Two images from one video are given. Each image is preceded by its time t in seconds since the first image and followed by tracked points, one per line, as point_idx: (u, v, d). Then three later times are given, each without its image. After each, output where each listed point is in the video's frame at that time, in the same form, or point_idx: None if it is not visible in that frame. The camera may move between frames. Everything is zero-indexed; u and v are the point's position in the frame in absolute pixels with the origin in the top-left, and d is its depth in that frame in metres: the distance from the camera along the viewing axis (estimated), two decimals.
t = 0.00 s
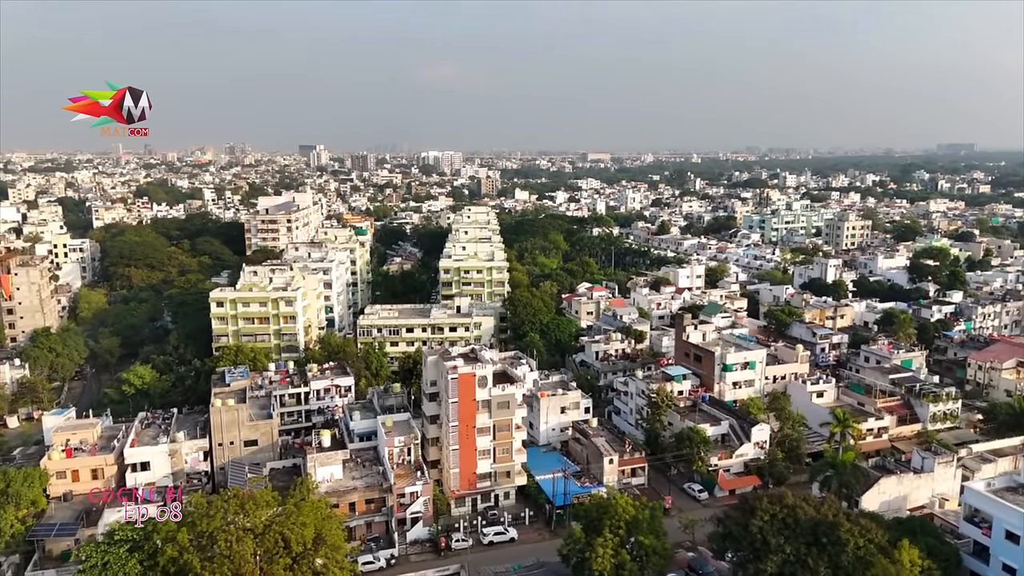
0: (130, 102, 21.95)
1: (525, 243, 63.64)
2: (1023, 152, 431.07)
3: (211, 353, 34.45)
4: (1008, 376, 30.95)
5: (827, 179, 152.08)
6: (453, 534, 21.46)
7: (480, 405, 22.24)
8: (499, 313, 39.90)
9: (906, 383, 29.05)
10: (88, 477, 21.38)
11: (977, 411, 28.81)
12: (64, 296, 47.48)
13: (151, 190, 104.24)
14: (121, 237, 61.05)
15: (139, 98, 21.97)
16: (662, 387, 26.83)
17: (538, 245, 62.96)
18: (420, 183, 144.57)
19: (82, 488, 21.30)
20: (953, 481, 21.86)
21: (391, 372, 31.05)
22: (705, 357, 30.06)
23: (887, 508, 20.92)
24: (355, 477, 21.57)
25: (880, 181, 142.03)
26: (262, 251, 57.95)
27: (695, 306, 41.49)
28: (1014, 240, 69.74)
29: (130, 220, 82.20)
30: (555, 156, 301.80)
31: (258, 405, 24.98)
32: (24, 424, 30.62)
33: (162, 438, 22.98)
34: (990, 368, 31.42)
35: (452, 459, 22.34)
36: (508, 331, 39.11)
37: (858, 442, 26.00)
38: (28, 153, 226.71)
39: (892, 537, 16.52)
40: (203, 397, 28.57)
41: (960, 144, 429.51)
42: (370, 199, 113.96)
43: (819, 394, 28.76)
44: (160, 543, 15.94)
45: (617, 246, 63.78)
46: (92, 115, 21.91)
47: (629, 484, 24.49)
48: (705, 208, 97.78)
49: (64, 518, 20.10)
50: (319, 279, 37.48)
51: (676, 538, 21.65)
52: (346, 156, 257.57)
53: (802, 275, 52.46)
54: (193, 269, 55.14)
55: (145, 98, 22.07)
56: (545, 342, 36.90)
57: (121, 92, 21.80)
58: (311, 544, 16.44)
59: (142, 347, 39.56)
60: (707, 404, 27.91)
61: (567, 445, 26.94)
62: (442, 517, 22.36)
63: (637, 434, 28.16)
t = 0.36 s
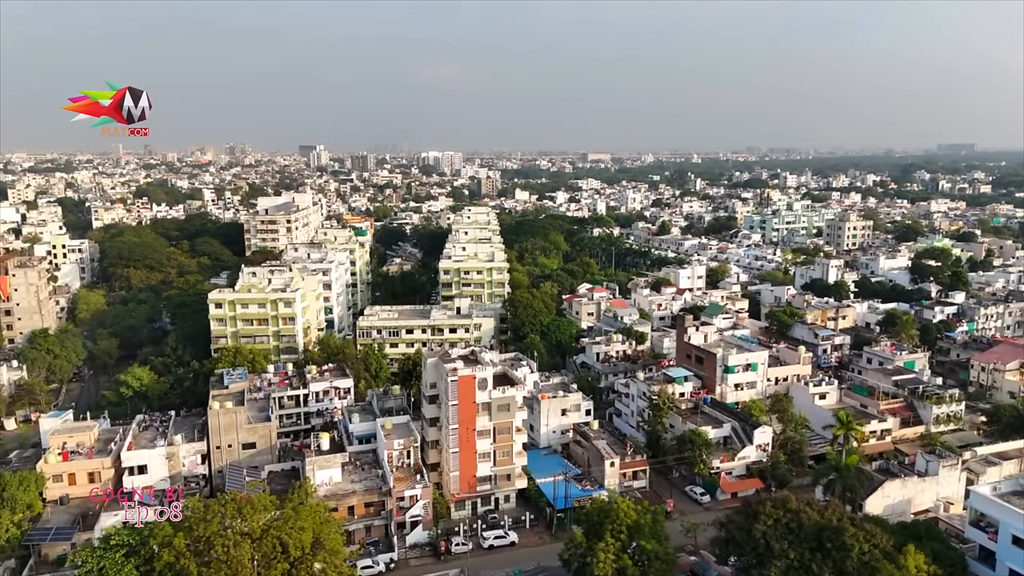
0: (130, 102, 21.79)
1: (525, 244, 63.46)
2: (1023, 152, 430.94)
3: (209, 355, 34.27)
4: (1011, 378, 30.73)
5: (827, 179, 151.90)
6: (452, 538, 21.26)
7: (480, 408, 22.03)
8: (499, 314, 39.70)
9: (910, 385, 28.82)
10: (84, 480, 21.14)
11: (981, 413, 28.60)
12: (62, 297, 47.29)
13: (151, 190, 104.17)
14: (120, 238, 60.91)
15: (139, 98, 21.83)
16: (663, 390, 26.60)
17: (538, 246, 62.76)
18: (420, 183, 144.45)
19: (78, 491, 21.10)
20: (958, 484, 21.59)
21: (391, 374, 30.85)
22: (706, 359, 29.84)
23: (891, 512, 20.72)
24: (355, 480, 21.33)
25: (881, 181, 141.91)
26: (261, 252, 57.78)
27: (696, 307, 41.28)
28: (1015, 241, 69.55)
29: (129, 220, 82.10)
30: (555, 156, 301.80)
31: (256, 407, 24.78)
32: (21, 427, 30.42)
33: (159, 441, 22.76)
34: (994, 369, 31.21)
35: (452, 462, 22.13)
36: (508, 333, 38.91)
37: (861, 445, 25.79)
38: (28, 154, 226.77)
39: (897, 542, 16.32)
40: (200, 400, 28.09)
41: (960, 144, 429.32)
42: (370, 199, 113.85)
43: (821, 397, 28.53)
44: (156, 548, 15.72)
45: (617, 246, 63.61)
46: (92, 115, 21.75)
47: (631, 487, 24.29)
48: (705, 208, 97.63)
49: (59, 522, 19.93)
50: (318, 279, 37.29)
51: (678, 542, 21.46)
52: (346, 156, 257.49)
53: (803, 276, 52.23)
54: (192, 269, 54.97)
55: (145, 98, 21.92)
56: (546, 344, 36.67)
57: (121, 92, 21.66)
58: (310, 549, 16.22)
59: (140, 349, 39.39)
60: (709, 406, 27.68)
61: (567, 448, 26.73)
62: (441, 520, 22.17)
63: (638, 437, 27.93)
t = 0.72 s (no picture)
0: (130, 102, 21.89)
1: (524, 244, 63.42)
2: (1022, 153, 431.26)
3: (208, 355, 34.18)
4: (1011, 378, 30.65)
5: (827, 179, 151.95)
6: (451, 539, 21.20)
7: (479, 408, 21.94)
8: (499, 314, 39.63)
9: (909, 385, 28.75)
10: (82, 482, 21.06)
11: (981, 414, 28.52)
12: (61, 298, 47.20)
13: (150, 190, 104.16)
14: (119, 238, 60.85)
15: (139, 98, 21.96)
16: (662, 390, 26.53)
17: (538, 246, 62.71)
18: (419, 183, 144.43)
19: (76, 493, 21.02)
20: (959, 486, 21.53)
21: (389, 375, 30.78)
22: (706, 360, 29.76)
23: (892, 513, 20.64)
24: (354, 481, 21.22)
25: (880, 181, 141.93)
26: (260, 252, 57.70)
27: (696, 307, 41.21)
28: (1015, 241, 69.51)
29: (128, 220, 82.06)
30: (554, 156, 301.86)
31: (254, 408, 24.71)
32: (18, 428, 30.33)
33: (157, 442, 22.61)
34: (994, 369, 31.13)
35: (451, 463, 22.04)
36: (508, 333, 38.84)
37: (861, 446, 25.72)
38: (27, 154, 226.80)
39: (898, 544, 16.24)
40: (198, 401, 28.01)
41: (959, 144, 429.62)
42: (369, 199, 113.81)
43: (821, 397, 28.45)
44: (153, 550, 15.61)
45: (616, 246, 63.58)
46: (92, 115, 21.85)
47: (630, 488, 24.21)
48: (705, 208, 97.61)
49: (56, 524, 19.84)
50: (317, 279, 37.26)
51: (678, 543, 21.39)
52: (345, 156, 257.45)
53: (803, 276, 52.16)
54: (191, 270, 54.89)
55: (145, 98, 22.03)
56: (545, 344, 36.57)
57: (121, 92, 21.76)
58: (308, 551, 16.11)
59: (138, 349, 39.31)
60: (708, 406, 27.61)
61: (567, 448, 26.65)
62: (440, 522, 22.08)
63: (638, 437, 27.86)
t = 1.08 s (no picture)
0: (130, 102, 21.84)
1: (519, 244, 63.41)
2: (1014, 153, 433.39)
3: (202, 356, 34.08)
4: (1004, 377, 30.79)
5: (820, 179, 152.43)
6: (446, 540, 21.11)
7: (474, 409, 21.92)
8: (494, 315, 39.62)
9: (903, 384, 28.86)
10: (75, 483, 20.98)
11: (974, 413, 28.63)
12: (53, 299, 46.97)
13: (143, 191, 103.83)
14: (112, 239, 60.61)
15: (139, 98, 21.95)
16: (657, 390, 26.56)
17: (532, 246, 62.70)
18: (414, 183, 144.32)
19: (69, 494, 20.92)
20: (952, 485, 21.61)
21: (384, 376, 30.72)
22: (701, 359, 29.80)
23: (886, 513, 20.70)
24: (348, 482, 21.16)
25: (874, 181, 142.40)
26: (254, 253, 57.54)
27: (690, 307, 41.28)
28: (1008, 240, 69.80)
29: (122, 220, 81.74)
30: (549, 156, 302.02)
31: (248, 409, 24.66)
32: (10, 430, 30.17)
33: (151, 443, 22.50)
34: (987, 368, 31.26)
35: (446, 463, 22.02)
36: (502, 333, 38.82)
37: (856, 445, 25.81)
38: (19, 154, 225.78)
39: (892, 543, 16.27)
40: (192, 402, 27.95)
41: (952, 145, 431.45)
42: (364, 199, 113.65)
43: (815, 396, 28.52)
44: (147, 552, 15.52)
45: (611, 246, 63.61)
46: (92, 115, 21.79)
47: (626, 488, 24.20)
48: (699, 208, 97.78)
49: (49, 526, 19.72)
50: (311, 279, 37.17)
51: (673, 543, 21.39)
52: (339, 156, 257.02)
53: (797, 276, 52.27)
54: (185, 270, 54.71)
55: (144, 98, 22.02)
56: (540, 344, 36.56)
57: (121, 92, 21.70)
58: (302, 552, 16.04)
59: (132, 350, 39.16)
60: (703, 406, 27.64)
61: (562, 449, 26.65)
62: (435, 523, 22.06)
63: (633, 438, 27.87)
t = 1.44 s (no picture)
0: (130, 102, 21.59)
1: (511, 244, 63.37)
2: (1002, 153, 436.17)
3: (193, 357, 33.93)
4: (994, 375, 31.00)
5: (811, 179, 152.91)
6: (439, 540, 21.12)
7: (466, 409, 21.90)
8: (486, 315, 39.59)
9: (894, 382, 29.01)
10: (65, 485, 20.84)
11: (964, 411, 28.82)
12: (42, 300, 46.65)
13: (133, 190, 103.28)
14: (102, 239, 60.24)
15: (139, 98, 21.68)
16: (650, 389, 26.58)
17: (525, 246, 62.63)
18: (406, 183, 144.07)
19: (59, 496, 20.78)
20: (942, 483, 21.75)
21: (377, 376, 30.63)
22: (693, 359, 29.86)
23: (877, 511, 20.82)
24: (340, 483, 21.08)
25: (865, 181, 143.02)
26: (245, 253, 57.29)
27: (682, 307, 41.34)
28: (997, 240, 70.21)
29: (112, 220, 81.15)
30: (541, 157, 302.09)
31: (240, 410, 24.53)
32: None
33: (141, 445, 22.34)
34: (976, 367, 31.47)
35: (439, 463, 21.99)
36: (495, 333, 38.78)
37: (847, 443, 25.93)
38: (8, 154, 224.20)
39: (883, 541, 16.36)
40: (184, 402, 27.84)
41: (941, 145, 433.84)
42: (356, 199, 113.35)
43: (807, 395, 28.63)
44: (137, 554, 15.41)
45: (604, 246, 63.63)
46: (92, 115, 21.52)
47: (618, 487, 24.23)
48: (691, 208, 97.94)
49: (39, 528, 19.56)
50: (303, 280, 37.04)
51: (666, 542, 21.45)
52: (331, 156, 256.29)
53: (789, 275, 52.43)
54: (176, 271, 54.43)
55: (145, 98, 21.77)
56: (533, 344, 36.56)
57: (121, 92, 21.44)
58: (294, 553, 16.00)
59: (121, 351, 38.87)
60: (695, 405, 27.68)
61: (555, 448, 26.67)
62: (427, 523, 22.03)
63: (625, 437, 27.91)
